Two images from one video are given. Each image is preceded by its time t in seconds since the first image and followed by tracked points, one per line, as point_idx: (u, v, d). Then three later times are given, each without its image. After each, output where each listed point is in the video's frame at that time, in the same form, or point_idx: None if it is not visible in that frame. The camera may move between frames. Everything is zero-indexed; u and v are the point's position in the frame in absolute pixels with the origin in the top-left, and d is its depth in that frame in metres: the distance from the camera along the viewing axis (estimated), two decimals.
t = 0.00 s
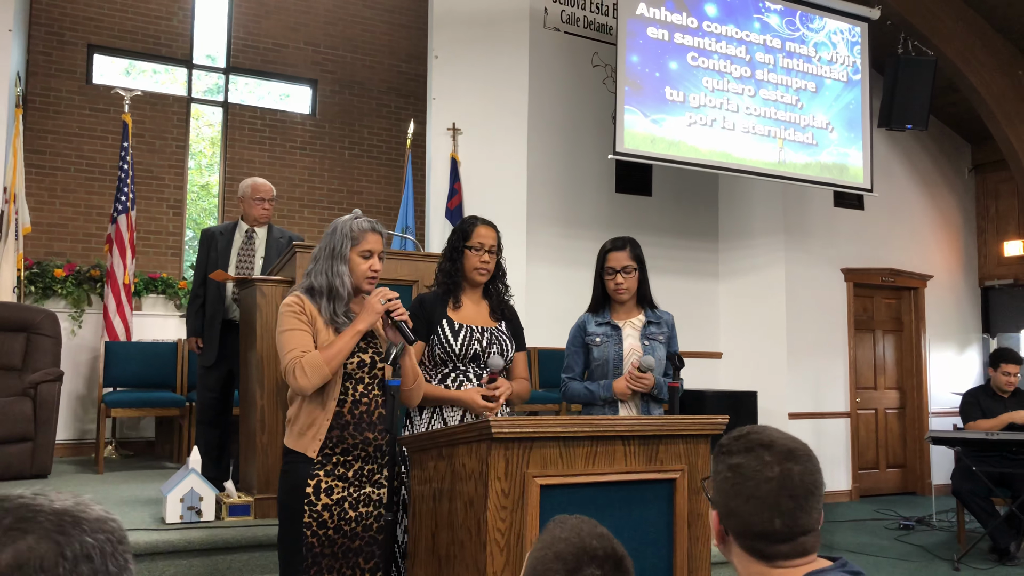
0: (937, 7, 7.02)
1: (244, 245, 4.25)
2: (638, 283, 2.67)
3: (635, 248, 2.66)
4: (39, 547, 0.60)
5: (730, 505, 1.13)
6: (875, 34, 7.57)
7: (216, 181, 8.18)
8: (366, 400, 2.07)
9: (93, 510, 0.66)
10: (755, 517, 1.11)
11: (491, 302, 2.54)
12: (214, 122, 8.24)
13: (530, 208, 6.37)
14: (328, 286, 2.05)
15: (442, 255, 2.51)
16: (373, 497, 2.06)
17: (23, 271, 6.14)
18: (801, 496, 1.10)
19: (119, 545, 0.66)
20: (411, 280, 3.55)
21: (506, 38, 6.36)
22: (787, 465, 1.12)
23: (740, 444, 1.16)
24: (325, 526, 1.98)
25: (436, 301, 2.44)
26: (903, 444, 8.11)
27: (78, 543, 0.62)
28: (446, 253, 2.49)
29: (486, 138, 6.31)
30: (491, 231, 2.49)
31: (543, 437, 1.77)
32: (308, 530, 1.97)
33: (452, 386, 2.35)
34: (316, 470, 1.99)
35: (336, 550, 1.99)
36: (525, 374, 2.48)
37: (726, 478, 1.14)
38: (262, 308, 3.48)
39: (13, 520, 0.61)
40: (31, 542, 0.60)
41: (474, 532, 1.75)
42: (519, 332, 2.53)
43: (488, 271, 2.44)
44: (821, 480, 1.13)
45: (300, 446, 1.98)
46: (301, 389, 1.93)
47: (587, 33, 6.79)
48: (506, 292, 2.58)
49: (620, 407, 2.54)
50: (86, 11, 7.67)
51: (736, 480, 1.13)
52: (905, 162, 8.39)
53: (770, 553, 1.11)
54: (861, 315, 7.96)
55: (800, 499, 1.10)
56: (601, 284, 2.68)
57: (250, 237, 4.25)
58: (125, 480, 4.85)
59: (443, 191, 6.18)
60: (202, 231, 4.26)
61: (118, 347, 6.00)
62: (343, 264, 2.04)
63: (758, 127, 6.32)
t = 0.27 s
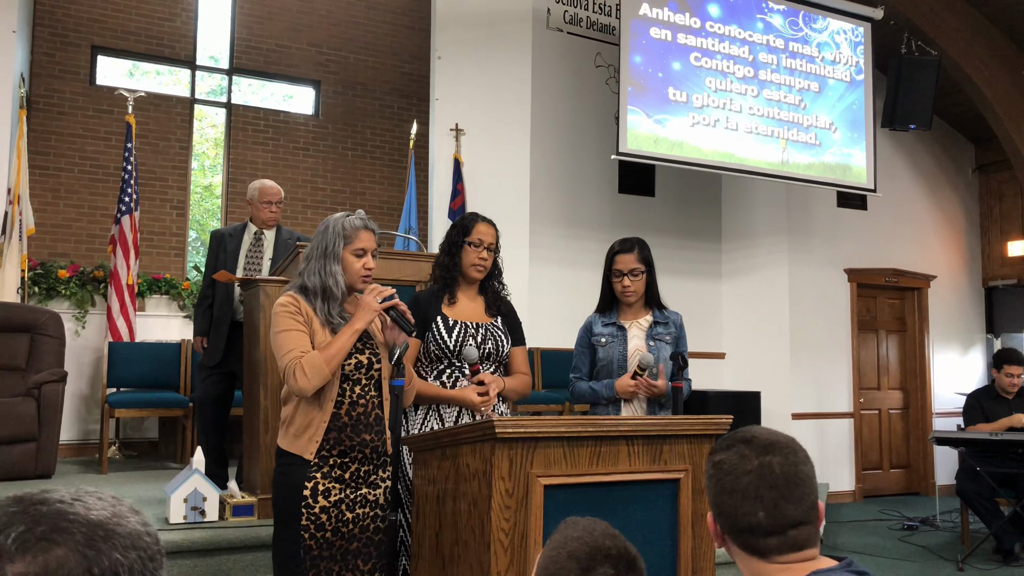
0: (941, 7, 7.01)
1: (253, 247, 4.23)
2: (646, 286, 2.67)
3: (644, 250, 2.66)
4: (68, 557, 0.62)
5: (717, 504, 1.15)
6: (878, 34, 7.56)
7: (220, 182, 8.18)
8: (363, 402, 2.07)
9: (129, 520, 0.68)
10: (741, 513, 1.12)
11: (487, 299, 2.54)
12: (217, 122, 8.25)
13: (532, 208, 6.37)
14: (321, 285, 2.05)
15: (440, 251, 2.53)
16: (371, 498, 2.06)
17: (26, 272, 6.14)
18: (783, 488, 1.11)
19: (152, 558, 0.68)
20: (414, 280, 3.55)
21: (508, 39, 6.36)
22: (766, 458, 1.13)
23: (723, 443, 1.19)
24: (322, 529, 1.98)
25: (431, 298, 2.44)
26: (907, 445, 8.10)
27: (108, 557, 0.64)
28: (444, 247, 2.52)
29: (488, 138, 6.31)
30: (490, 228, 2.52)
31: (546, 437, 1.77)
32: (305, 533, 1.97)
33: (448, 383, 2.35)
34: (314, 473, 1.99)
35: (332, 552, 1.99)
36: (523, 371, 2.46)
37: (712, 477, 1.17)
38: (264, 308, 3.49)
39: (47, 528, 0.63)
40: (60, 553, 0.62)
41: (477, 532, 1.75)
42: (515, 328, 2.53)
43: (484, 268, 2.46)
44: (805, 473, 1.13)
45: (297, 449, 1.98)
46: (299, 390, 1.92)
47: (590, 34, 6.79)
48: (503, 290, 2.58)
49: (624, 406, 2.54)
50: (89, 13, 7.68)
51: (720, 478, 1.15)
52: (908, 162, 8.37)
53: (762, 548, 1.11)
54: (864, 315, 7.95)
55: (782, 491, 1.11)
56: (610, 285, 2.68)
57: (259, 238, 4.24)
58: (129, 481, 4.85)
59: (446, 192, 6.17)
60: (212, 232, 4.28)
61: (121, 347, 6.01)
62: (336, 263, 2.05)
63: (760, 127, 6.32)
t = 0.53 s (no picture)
0: (941, 7, 7.00)
1: (253, 248, 4.23)
2: (648, 286, 2.67)
3: (646, 250, 2.66)
4: (82, 554, 0.62)
5: (720, 501, 1.15)
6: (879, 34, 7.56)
7: (220, 182, 8.19)
8: (359, 403, 2.06)
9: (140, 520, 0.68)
10: (744, 510, 1.12)
11: (481, 297, 2.54)
12: (218, 123, 8.24)
13: (533, 208, 6.36)
14: (315, 285, 2.04)
15: (433, 250, 2.53)
16: (367, 500, 2.05)
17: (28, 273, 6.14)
18: (784, 483, 1.11)
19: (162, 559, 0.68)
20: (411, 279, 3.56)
21: (509, 39, 6.36)
22: (766, 454, 1.13)
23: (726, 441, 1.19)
24: (320, 532, 1.96)
25: (425, 296, 2.44)
26: (908, 445, 8.09)
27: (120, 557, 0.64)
28: (439, 245, 2.52)
29: (489, 138, 6.30)
30: (485, 227, 2.52)
31: (547, 438, 1.77)
32: (303, 536, 1.95)
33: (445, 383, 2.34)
34: (310, 476, 1.97)
35: (330, 555, 1.97)
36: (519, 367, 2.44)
37: (716, 475, 1.17)
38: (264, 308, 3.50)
39: (59, 526, 0.63)
40: (72, 551, 0.62)
41: (478, 534, 1.75)
42: (510, 326, 2.53)
43: (478, 266, 2.46)
44: (808, 469, 1.13)
45: (296, 452, 1.96)
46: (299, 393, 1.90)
47: (591, 34, 6.78)
48: (497, 288, 2.58)
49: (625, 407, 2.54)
50: (90, 14, 7.68)
51: (723, 476, 1.15)
52: (909, 162, 8.37)
53: (765, 545, 1.11)
54: (865, 315, 7.95)
55: (784, 487, 1.11)
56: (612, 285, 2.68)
57: (260, 239, 4.24)
58: (130, 481, 4.85)
59: (447, 192, 6.16)
60: (213, 234, 4.29)
61: (123, 348, 6.01)
62: (328, 262, 2.05)
63: (761, 127, 6.32)
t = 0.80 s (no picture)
0: (943, 6, 7.00)
1: (250, 248, 4.24)
2: (650, 286, 2.66)
3: (647, 250, 2.65)
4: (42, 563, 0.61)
5: (730, 497, 1.15)
6: (880, 33, 7.56)
7: (222, 184, 8.19)
8: (356, 404, 2.07)
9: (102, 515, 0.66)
10: (754, 504, 1.12)
11: (475, 299, 2.55)
12: (220, 124, 8.25)
13: (535, 209, 6.36)
14: (311, 286, 2.04)
15: (426, 250, 2.52)
16: (366, 500, 2.06)
17: (30, 274, 6.14)
18: (795, 480, 1.11)
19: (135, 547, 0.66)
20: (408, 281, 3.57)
21: (510, 39, 6.36)
22: (777, 451, 1.13)
23: (737, 439, 1.20)
24: (321, 534, 1.96)
25: (421, 298, 2.43)
26: (910, 445, 8.08)
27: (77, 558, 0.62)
28: (433, 245, 2.51)
29: (490, 139, 6.30)
30: (480, 229, 2.52)
31: (550, 439, 1.77)
32: (305, 539, 1.94)
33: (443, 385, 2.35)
34: (311, 479, 1.96)
35: (332, 557, 1.97)
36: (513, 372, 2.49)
37: (727, 472, 1.17)
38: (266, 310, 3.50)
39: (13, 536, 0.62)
40: (33, 558, 0.61)
41: (481, 535, 1.75)
42: (503, 328, 2.55)
43: (474, 268, 2.47)
44: (818, 466, 1.13)
45: (295, 456, 1.96)
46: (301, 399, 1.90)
47: (592, 34, 6.78)
48: (490, 290, 2.60)
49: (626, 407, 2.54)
50: (92, 15, 7.69)
51: (735, 472, 1.15)
52: (911, 162, 8.36)
53: (776, 541, 1.11)
54: (867, 315, 7.94)
55: (795, 483, 1.10)
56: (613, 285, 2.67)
57: (256, 242, 4.24)
58: (133, 482, 4.85)
59: (448, 192, 6.18)
60: (209, 234, 4.28)
61: (125, 350, 6.00)
62: (325, 264, 2.05)
63: (762, 127, 6.31)
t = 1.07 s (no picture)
0: (943, 6, 7.00)
1: (250, 249, 4.25)
2: (651, 285, 2.67)
3: (647, 249, 2.66)
4: None
5: (737, 492, 1.16)
6: (880, 33, 7.56)
7: (223, 185, 8.20)
8: (354, 406, 2.07)
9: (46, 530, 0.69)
10: (761, 500, 1.12)
11: (474, 300, 2.56)
12: (221, 125, 8.26)
13: (535, 209, 6.36)
14: (311, 289, 2.04)
15: (426, 251, 2.52)
16: (364, 501, 2.06)
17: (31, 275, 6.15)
18: (802, 476, 1.11)
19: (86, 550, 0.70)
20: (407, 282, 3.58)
21: (511, 40, 6.37)
22: (785, 447, 1.14)
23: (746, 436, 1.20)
24: (323, 534, 1.96)
25: (421, 298, 2.44)
26: (911, 445, 8.08)
27: None
28: (433, 247, 2.52)
29: (490, 139, 6.31)
30: (479, 231, 2.52)
31: (551, 439, 1.77)
32: (306, 539, 1.94)
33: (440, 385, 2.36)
34: (311, 479, 1.96)
35: (333, 558, 1.97)
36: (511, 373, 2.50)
37: (736, 468, 1.17)
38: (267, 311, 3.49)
39: None
40: None
41: (483, 535, 1.75)
42: (502, 329, 2.56)
43: (473, 270, 2.47)
44: (826, 462, 1.13)
45: (296, 458, 1.96)
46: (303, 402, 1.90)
47: (592, 35, 6.78)
48: (489, 292, 2.60)
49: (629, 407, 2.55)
50: (93, 17, 7.70)
51: (744, 468, 1.16)
52: (912, 162, 8.36)
53: (783, 536, 1.11)
54: (868, 315, 7.93)
55: (802, 479, 1.11)
56: (614, 284, 2.67)
57: (256, 242, 4.25)
58: (134, 483, 4.85)
59: (449, 193, 6.18)
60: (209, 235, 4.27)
61: (127, 351, 6.01)
62: (325, 267, 2.05)
63: (763, 127, 6.31)
